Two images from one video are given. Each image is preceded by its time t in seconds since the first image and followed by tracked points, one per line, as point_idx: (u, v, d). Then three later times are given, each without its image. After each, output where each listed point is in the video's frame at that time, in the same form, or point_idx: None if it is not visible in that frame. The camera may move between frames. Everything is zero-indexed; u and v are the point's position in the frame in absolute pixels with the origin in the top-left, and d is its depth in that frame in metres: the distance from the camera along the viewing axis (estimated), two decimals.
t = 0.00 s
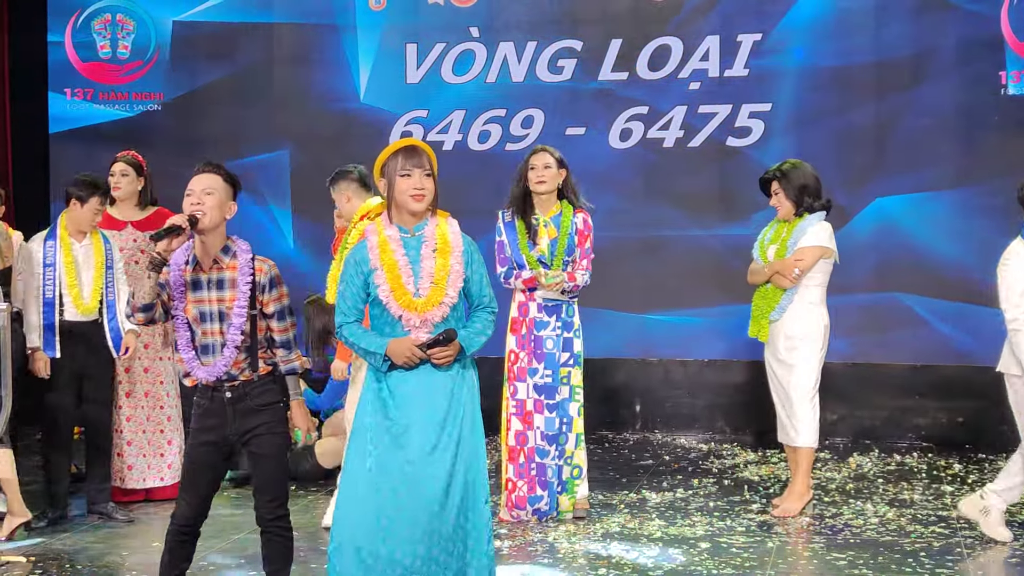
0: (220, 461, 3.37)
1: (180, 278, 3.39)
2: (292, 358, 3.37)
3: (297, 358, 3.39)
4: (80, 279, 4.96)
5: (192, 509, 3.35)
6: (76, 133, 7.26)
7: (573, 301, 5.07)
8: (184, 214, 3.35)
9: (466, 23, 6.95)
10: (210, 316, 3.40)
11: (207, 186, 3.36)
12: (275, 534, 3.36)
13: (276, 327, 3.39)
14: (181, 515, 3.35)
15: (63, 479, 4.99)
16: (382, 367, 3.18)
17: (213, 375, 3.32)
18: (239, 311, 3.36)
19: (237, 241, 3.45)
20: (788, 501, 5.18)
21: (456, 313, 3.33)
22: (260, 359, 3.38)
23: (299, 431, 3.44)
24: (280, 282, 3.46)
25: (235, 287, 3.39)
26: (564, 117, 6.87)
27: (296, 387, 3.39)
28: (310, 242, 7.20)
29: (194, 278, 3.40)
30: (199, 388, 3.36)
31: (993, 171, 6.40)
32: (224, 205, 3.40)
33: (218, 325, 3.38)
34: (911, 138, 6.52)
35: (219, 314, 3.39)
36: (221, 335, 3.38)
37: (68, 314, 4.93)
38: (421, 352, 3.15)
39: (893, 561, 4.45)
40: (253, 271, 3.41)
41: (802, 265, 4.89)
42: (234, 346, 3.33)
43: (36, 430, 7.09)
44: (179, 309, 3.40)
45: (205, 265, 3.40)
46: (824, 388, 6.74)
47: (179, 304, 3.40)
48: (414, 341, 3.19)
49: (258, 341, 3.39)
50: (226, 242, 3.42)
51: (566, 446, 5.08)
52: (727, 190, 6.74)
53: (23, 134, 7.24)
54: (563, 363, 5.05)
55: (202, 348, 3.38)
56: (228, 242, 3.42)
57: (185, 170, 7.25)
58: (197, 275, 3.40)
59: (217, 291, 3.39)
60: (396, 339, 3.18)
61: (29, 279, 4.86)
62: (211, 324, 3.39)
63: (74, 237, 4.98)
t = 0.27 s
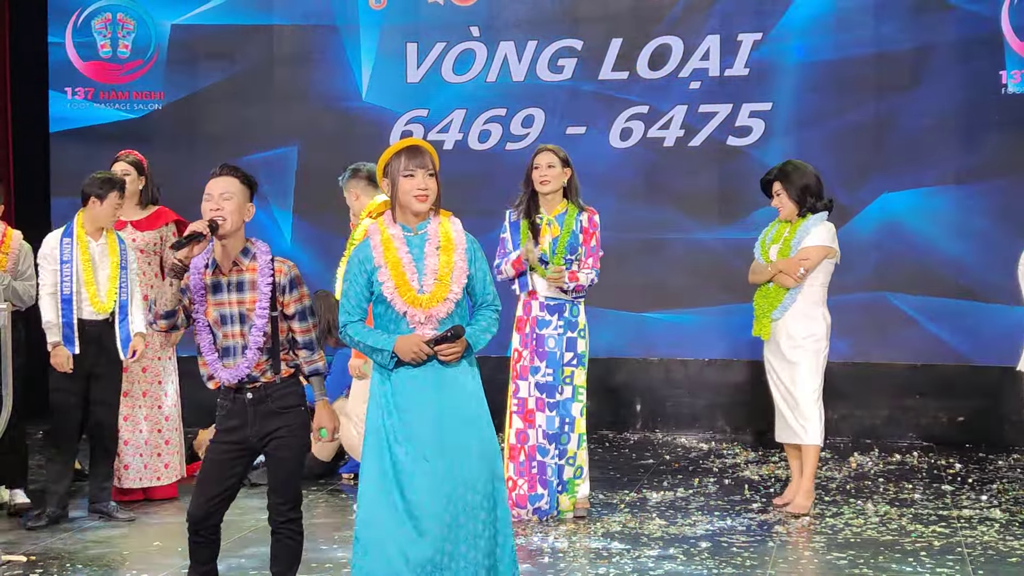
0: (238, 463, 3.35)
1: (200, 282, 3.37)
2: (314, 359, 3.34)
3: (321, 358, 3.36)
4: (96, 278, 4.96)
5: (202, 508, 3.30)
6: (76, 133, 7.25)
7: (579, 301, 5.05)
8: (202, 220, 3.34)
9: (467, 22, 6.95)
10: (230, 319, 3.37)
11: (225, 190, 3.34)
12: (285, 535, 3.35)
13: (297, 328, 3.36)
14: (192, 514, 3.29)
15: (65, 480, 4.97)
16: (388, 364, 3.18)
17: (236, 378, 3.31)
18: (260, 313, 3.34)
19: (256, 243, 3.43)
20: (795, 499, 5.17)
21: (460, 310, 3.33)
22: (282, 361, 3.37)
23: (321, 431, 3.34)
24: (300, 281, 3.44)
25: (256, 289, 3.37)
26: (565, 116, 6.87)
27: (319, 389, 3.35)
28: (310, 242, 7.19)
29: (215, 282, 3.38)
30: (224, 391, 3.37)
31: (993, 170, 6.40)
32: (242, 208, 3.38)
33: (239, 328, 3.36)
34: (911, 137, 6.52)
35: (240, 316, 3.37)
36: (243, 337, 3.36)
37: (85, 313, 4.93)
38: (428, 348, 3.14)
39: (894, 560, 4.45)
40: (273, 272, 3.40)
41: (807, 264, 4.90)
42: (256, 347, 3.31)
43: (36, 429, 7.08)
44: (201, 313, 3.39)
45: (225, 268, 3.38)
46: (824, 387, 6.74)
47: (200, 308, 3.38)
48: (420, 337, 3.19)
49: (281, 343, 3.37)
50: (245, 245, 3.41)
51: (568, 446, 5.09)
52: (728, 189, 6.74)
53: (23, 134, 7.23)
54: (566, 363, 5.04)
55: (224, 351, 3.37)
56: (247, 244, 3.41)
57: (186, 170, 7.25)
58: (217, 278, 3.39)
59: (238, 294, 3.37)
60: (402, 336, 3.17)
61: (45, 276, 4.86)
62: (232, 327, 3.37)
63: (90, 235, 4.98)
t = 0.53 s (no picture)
0: (246, 463, 3.35)
1: (214, 281, 3.38)
2: (323, 362, 3.34)
3: (329, 362, 3.35)
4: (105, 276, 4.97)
5: (213, 508, 3.29)
6: (76, 132, 7.25)
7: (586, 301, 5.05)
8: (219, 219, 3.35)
9: (467, 22, 6.96)
10: (243, 318, 3.38)
11: (242, 190, 3.35)
12: (290, 535, 3.33)
13: (308, 330, 3.36)
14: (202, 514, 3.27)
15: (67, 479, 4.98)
16: (385, 361, 3.19)
17: (245, 377, 3.31)
18: (272, 313, 3.34)
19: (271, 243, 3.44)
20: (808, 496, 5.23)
21: (461, 309, 3.32)
22: (292, 361, 3.36)
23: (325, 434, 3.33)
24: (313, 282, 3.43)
25: (269, 289, 3.37)
26: (565, 116, 6.87)
27: (326, 393, 3.32)
28: (311, 241, 7.19)
29: (229, 281, 3.39)
30: (233, 390, 3.36)
31: (993, 170, 6.41)
32: (257, 209, 3.39)
33: (250, 328, 3.36)
34: (910, 136, 6.52)
35: (252, 316, 3.37)
36: (254, 337, 3.36)
37: (94, 311, 4.93)
38: (424, 344, 3.15)
39: (894, 559, 4.45)
40: (287, 272, 3.40)
41: (808, 262, 4.91)
42: (266, 347, 3.31)
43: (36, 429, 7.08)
44: (213, 312, 3.39)
45: (238, 267, 3.39)
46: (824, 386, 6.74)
47: (212, 307, 3.39)
48: (418, 333, 3.19)
49: (292, 344, 3.37)
50: (261, 245, 3.41)
51: (572, 445, 5.09)
52: (728, 189, 6.74)
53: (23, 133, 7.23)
54: (571, 362, 5.05)
55: (235, 350, 3.37)
56: (262, 244, 3.41)
57: (186, 169, 7.25)
58: (230, 277, 3.39)
59: (251, 293, 3.38)
60: (400, 333, 3.18)
61: (53, 274, 4.82)
62: (244, 326, 3.38)
63: (97, 234, 4.97)
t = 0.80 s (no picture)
0: (250, 461, 3.34)
1: (223, 279, 3.37)
2: (329, 363, 3.36)
3: (334, 363, 3.37)
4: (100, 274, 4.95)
5: (219, 509, 3.30)
6: (77, 131, 7.25)
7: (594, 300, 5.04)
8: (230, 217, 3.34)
9: (467, 21, 6.95)
10: (251, 316, 3.38)
11: (253, 190, 3.34)
12: (291, 535, 3.33)
13: (315, 331, 3.38)
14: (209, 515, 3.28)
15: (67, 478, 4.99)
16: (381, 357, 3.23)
17: (253, 375, 3.30)
18: (282, 313, 3.35)
19: (280, 242, 3.44)
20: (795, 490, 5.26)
21: (462, 310, 3.30)
22: (298, 361, 3.37)
23: (326, 434, 3.35)
24: (319, 283, 3.45)
25: (279, 289, 3.37)
26: (565, 115, 6.86)
27: (331, 393, 3.35)
28: (311, 241, 7.19)
29: (237, 279, 3.38)
30: (237, 388, 3.36)
31: (993, 168, 6.41)
32: (268, 207, 3.38)
33: (259, 326, 3.36)
34: (910, 136, 6.52)
35: (261, 315, 3.38)
36: (262, 336, 3.36)
37: (92, 309, 4.93)
38: (416, 344, 3.16)
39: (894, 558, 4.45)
40: (296, 272, 3.41)
41: (812, 261, 4.89)
42: (274, 347, 3.32)
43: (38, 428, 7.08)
44: (222, 309, 3.39)
45: (248, 265, 3.39)
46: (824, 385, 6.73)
47: (221, 304, 3.38)
48: (411, 332, 3.20)
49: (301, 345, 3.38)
50: (270, 244, 3.42)
51: (577, 445, 5.08)
52: (729, 188, 6.74)
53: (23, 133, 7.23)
54: (577, 362, 5.03)
55: (242, 348, 3.37)
56: (271, 243, 3.42)
57: (186, 169, 7.25)
58: (239, 275, 3.39)
59: (261, 292, 3.38)
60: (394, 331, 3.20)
61: (54, 277, 4.76)
62: (252, 325, 3.38)
63: (91, 233, 4.94)
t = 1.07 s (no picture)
0: (253, 459, 3.33)
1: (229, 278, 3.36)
2: (329, 364, 3.40)
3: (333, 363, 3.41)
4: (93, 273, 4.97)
5: (233, 514, 3.29)
6: (77, 131, 7.25)
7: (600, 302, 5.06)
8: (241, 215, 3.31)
9: (468, 20, 6.95)
10: (257, 315, 3.36)
11: (261, 188, 3.33)
12: (292, 532, 3.35)
13: (316, 331, 3.41)
14: (221, 519, 3.28)
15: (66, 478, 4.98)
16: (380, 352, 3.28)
17: (261, 374, 3.29)
18: (289, 313, 3.36)
19: (282, 242, 3.45)
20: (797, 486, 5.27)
21: (462, 310, 3.27)
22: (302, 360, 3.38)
23: (327, 436, 3.37)
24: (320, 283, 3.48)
25: (285, 289, 3.38)
26: (566, 114, 6.86)
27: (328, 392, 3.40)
28: (311, 240, 7.19)
29: (242, 277, 3.37)
30: (237, 387, 3.34)
31: (994, 167, 6.41)
32: (275, 207, 3.38)
33: (265, 325, 3.36)
34: (910, 135, 6.51)
35: (266, 314, 3.37)
36: (268, 335, 3.36)
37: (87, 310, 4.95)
38: (407, 344, 3.18)
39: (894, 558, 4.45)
40: (300, 273, 3.43)
41: (816, 261, 4.89)
42: (282, 347, 3.32)
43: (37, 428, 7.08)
44: (227, 307, 3.36)
45: (253, 263, 3.38)
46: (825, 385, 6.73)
47: (227, 302, 3.35)
48: (404, 332, 3.22)
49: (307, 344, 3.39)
50: (274, 244, 3.42)
51: (582, 445, 5.09)
52: (729, 188, 6.74)
53: (23, 133, 7.22)
54: (585, 362, 5.04)
55: (247, 347, 3.35)
56: (275, 243, 3.43)
57: (186, 168, 7.25)
58: (244, 273, 3.37)
59: (266, 292, 3.37)
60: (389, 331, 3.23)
61: (48, 279, 4.78)
62: (256, 324, 3.37)
63: (82, 233, 4.96)
